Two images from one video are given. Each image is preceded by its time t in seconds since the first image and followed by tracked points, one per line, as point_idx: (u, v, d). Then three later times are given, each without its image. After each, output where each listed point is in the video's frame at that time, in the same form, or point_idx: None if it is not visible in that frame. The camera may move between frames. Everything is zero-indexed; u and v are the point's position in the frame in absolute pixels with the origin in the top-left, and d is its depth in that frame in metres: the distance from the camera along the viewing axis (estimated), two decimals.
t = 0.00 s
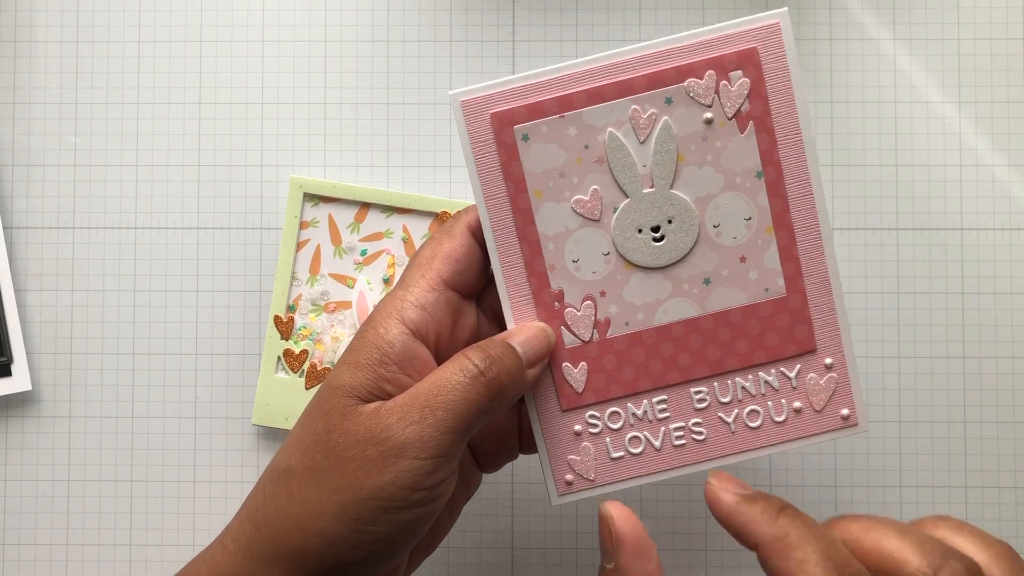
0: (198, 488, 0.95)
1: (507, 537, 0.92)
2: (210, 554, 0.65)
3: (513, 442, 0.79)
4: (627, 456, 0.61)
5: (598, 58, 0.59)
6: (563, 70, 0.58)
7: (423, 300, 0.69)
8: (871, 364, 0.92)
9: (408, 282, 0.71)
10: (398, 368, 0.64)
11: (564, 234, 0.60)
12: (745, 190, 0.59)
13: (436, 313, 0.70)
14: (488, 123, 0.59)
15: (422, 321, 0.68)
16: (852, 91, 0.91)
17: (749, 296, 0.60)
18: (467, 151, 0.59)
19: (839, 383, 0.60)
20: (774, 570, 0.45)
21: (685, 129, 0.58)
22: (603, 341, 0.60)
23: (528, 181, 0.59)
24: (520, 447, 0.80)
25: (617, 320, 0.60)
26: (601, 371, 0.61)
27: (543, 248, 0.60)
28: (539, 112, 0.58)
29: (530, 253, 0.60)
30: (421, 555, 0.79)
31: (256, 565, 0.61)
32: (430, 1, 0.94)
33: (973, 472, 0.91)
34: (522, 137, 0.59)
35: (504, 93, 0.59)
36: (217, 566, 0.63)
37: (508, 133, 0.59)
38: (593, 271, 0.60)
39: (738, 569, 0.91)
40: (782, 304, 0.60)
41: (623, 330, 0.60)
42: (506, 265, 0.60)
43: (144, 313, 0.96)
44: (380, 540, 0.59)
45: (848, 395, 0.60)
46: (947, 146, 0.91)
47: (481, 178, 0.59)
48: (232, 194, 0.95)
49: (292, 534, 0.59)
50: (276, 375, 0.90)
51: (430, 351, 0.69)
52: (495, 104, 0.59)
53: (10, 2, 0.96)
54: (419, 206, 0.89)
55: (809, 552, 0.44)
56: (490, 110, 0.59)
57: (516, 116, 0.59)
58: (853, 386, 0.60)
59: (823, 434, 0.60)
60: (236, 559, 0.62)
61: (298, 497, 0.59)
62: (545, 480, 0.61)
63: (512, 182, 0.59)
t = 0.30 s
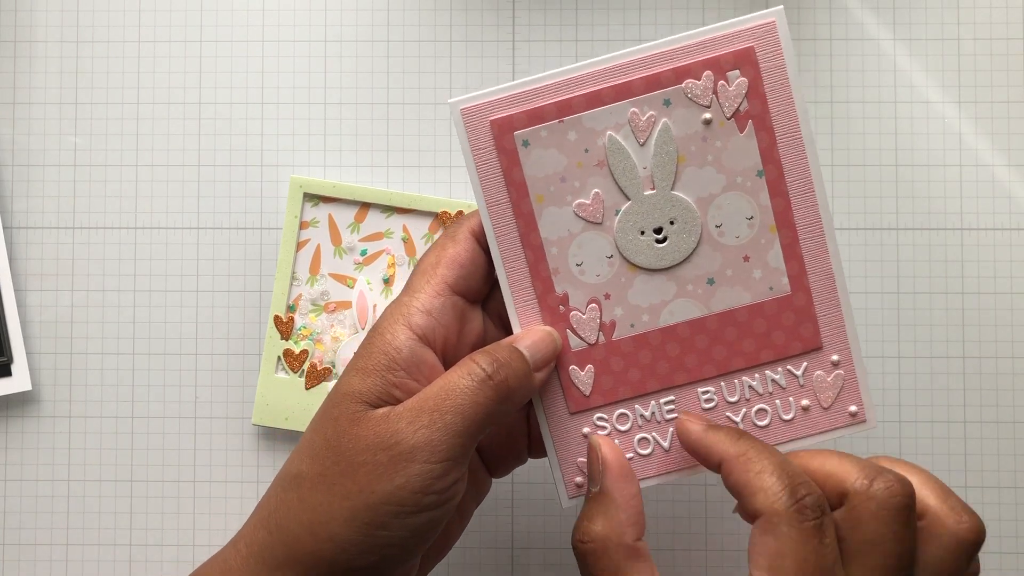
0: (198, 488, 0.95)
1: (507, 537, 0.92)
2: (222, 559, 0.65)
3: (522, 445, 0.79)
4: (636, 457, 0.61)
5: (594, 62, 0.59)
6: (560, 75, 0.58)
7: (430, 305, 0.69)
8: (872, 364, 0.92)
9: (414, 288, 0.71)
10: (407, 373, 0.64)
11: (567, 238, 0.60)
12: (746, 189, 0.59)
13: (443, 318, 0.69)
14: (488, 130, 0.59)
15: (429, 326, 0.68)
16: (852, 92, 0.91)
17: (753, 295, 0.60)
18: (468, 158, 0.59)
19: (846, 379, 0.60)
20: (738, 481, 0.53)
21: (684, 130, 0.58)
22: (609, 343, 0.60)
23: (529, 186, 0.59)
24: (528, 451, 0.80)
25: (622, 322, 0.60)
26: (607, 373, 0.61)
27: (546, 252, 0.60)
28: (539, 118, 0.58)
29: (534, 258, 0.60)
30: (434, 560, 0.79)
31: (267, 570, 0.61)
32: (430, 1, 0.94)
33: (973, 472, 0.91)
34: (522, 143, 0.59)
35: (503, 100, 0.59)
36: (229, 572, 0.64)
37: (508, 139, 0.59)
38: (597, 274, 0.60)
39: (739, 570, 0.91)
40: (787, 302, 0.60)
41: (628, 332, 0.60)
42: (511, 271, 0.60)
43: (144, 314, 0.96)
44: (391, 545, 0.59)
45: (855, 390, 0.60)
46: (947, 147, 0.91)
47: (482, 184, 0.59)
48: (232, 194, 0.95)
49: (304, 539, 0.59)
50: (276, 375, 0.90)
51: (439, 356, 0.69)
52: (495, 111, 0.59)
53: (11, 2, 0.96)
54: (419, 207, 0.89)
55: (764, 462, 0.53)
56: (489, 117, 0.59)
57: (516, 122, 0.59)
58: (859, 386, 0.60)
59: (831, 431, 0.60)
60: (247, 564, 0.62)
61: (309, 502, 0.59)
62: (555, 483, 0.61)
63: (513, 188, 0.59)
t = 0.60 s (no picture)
0: (198, 488, 0.95)
1: (507, 536, 0.92)
2: (212, 555, 0.65)
3: (514, 440, 0.79)
4: (629, 453, 0.61)
5: (591, 57, 0.59)
6: (556, 70, 0.58)
7: (423, 300, 0.69)
8: (871, 364, 0.92)
9: (407, 283, 0.71)
10: (398, 369, 0.64)
11: (562, 234, 0.60)
12: (743, 186, 0.59)
13: (436, 314, 0.69)
14: (484, 125, 0.59)
15: (422, 321, 0.68)
16: (852, 91, 0.91)
17: (749, 293, 0.60)
18: (463, 153, 0.59)
19: (841, 378, 0.60)
20: (960, 543, 0.46)
21: (682, 126, 0.58)
22: (603, 340, 0.60)
23: (524, 182, 0.59)
24: (521, 446, 0.80)
25: (617, 319, 0.60)
26: (602, 370, 0.61)
27: (541, 248, 0.60)
28: (535, 113, 0.58)
29: (528, 254, 0.60)
30: (425, 557, 0.78)
31: (259, 566, 0.61)
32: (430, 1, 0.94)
33: (973, 472, 0.91)
34: (518, 138, 0.59)
35: (498, 94, 0.59)
36: (218, 568, 0.63)
37: (504, 134, 0.59)
38: (591, 270, 0.60)
39: (738, 569, 0.91)
40: (783, 300, 0.60)
41: (623, 328, 0.60)
42: (505, 266, 0.60)
43: (144, 313, 0.96)
44: (383, 540, 0.59)
45: (850, 390, 0.60)
46: (947, 146, 0.91)
47: (477, 179, 0.59)
48: (232, 194, 0.95)
49: (295, 535, 0.59)
50: (276, 375, 0.90)
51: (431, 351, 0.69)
52: (490, 106, 0.59)
53: (11, 2, 0.96)
54: (419, 207, 0.89)
55: (999, 527, 0.45)
56: (484, 111, 0.59)
57: (511, 117, 0.59)
58: (855, 386, 0.60)
59: (825, 428, 0.60)
60: (238, 560, 0.62)
61: (300, 497, 0.59)
62: (548, 478, 0.62)
63: (508, 183, 0.59)
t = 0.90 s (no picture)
0: (198, 488, 0.95)
1: (507, 536, 0.92)
2: (212, 554, 0.65)
3: (514, 441, 0.79)
4: (628, 456, 0.61)
5: (596, 61, 0.58)
6: (561, 74, 0.58)
7: (425, 301, 0.69)
8: (871, 364, 0.92)
9: (409, 284, 0.70)
10: (399, 370, 0.64)
11: (564, 238, 0.60)
12: (747, 193, 0.59)
13: (437, 315, 0.69)
14: (488, 127, 0.59)
15: (423, 322, 0.68)
16: (852, 91, 0.91)
17: (751, 299, 0.60)
18: (466, 155, 0.59)
19: (841, 385, 0.60)
20: (882, 480, 0.52)
21: (686, 132, 0.58)
22: (604, 343, 0.60)
23: (527, 184, 0.59)
24: (521, 446, 0.80)
25: (618, 322, 0.60)
26: (602, 373, 0.61)
27: (543, 251, 0.60)
28: (538, 116, 0.58)
29: (530, 257, 0.60)
30: (425, 557, 0.78)
31: (259, 565, 0.61)
32: (430, 1, 0.94)
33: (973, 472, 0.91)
34: (521, 141, 0.59)
35: (503, 97, 0.59)
36: (219, 567, 0.63)
37: (507, 137, 0.59)
38: (593, 274, 0.60)
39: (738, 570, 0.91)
40: (784, 306, 0.60)
41: (624, 332, 0.60)
42: (507, 269, 0.60)
43: (144, 313, 0.96)
44: (383, 541, 0.59)
45: (851, 397, 0.60)
46: (947, 146, 0.91)
47: (480, 181, 0.59)
48: (232, 194, 0.95)
49: (295, 534, 0.59)
50: (276, 375, 0.90)
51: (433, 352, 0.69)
52: (494, 108, 0.59)
53: (11, 2, 0.96)
54: (419, 207, 0.89)
55: (914, 462, 0.51)
56: (488, 114, 0.59)
57: (515, 120, 0.59)
58: (857, 392, 0.60)
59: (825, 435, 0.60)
60: (239, 559, 0.62)
61: (301, 497, 0.59)
62: (547, 479, 0.62)
63: (511, 186, 0.59)
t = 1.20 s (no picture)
0: (198, 488, 0.95)
1: (507, 536, 0.92)
2: (212, 551, 0.65)
3: (514, 441, 0.79)
4: (626, 456, 0.61)
5: (601, 63, 0.58)
6: (566, 75, 0.58)
7: (426, 300, 0.69)
8: (871, 364, 0.92)
9: (411, 282, 0.70)
10: (401, 367, 0.64)
11: (566, 238, 0.60)
12: (749, 196, 0.59)
13: (438, 313, 0.69)
14: (492, 127, 0.59)
15: (425, 320, 0.68)
16: (852, 91, 0.91)
17: (752, 301, 0.60)
18: (470, 155, 0.59)
19: (840, 388, 0.60)
20: (881, 503, 0.47)
21: (689, 134, 0.58)
22: (605, 344, 0.61)
23: (530, 185, 0.59)
24: (521, 446, 0.80)
25: (618, 323, 0.60)
26: (602, 373, 0.61)
27: (545, 251, 0.60)
28: (543, 117, 0.58)
29: (532, 257, 0.60)
30: (424, 555, 0.78)
31: (259, 563, 0.61)
32: (430, 1, 0.94)
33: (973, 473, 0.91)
34: (525, 141, 0.59)
35: (507, 97, 0.59)
36: (218, 564, 0.63)
37: (511, 137, 0.59)
38: (594, 275, 0.60)
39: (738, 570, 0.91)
40: (784, 309, 0.60)
41: (625, 333, 0.60)
42: (509, 268, 0.60)
43: (144, 314, 0.96)
44: (383, 538, 0.59)
45: (850, 400, 0.60)
46: (947, 146, 0.91)
47: (483, 181, 0.59)
48: (232, 194, 0.95)
49: (295, 532, 0.59)
50: (276, 375, 0.90)
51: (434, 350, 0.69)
52: (499, 108, 0.59)
53: (10, 2, 0.96)
54: (419, 207, 0.89)
55: (915, 487, 0.46)
56: (492, 114, 0.59)
57: (519, 120, 0.59)
58: (856, 392, 0.60)
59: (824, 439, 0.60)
60: (239, 556, 0.62)
61: (302, 494, 0.59)
62: (546, 479, 0.62)
63: (514, 186, 0.59)
